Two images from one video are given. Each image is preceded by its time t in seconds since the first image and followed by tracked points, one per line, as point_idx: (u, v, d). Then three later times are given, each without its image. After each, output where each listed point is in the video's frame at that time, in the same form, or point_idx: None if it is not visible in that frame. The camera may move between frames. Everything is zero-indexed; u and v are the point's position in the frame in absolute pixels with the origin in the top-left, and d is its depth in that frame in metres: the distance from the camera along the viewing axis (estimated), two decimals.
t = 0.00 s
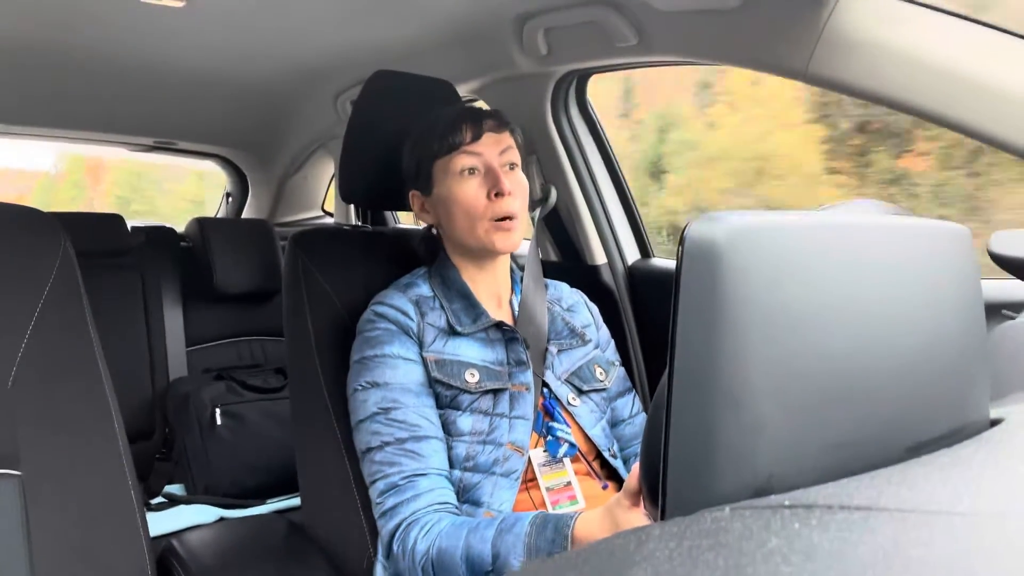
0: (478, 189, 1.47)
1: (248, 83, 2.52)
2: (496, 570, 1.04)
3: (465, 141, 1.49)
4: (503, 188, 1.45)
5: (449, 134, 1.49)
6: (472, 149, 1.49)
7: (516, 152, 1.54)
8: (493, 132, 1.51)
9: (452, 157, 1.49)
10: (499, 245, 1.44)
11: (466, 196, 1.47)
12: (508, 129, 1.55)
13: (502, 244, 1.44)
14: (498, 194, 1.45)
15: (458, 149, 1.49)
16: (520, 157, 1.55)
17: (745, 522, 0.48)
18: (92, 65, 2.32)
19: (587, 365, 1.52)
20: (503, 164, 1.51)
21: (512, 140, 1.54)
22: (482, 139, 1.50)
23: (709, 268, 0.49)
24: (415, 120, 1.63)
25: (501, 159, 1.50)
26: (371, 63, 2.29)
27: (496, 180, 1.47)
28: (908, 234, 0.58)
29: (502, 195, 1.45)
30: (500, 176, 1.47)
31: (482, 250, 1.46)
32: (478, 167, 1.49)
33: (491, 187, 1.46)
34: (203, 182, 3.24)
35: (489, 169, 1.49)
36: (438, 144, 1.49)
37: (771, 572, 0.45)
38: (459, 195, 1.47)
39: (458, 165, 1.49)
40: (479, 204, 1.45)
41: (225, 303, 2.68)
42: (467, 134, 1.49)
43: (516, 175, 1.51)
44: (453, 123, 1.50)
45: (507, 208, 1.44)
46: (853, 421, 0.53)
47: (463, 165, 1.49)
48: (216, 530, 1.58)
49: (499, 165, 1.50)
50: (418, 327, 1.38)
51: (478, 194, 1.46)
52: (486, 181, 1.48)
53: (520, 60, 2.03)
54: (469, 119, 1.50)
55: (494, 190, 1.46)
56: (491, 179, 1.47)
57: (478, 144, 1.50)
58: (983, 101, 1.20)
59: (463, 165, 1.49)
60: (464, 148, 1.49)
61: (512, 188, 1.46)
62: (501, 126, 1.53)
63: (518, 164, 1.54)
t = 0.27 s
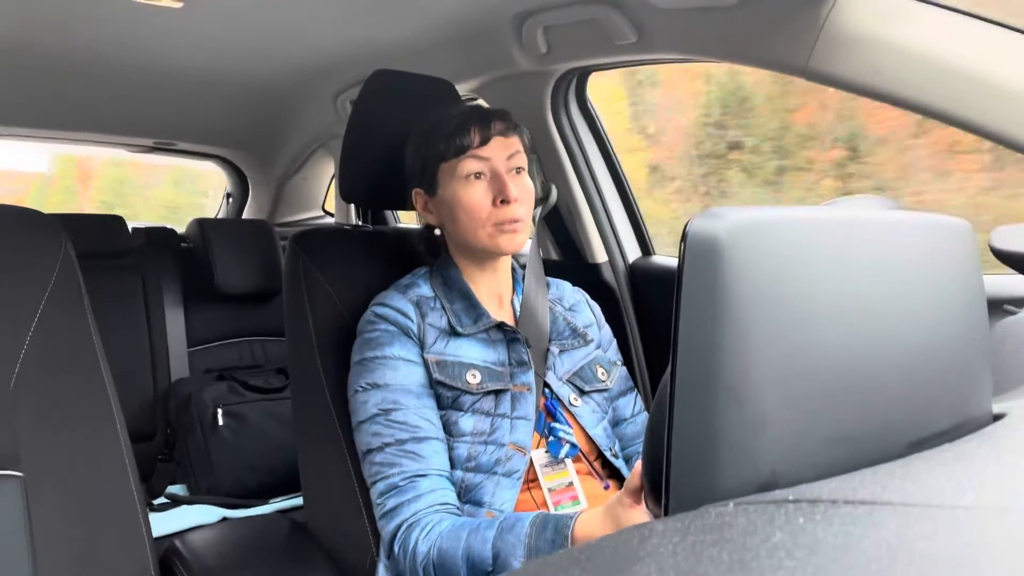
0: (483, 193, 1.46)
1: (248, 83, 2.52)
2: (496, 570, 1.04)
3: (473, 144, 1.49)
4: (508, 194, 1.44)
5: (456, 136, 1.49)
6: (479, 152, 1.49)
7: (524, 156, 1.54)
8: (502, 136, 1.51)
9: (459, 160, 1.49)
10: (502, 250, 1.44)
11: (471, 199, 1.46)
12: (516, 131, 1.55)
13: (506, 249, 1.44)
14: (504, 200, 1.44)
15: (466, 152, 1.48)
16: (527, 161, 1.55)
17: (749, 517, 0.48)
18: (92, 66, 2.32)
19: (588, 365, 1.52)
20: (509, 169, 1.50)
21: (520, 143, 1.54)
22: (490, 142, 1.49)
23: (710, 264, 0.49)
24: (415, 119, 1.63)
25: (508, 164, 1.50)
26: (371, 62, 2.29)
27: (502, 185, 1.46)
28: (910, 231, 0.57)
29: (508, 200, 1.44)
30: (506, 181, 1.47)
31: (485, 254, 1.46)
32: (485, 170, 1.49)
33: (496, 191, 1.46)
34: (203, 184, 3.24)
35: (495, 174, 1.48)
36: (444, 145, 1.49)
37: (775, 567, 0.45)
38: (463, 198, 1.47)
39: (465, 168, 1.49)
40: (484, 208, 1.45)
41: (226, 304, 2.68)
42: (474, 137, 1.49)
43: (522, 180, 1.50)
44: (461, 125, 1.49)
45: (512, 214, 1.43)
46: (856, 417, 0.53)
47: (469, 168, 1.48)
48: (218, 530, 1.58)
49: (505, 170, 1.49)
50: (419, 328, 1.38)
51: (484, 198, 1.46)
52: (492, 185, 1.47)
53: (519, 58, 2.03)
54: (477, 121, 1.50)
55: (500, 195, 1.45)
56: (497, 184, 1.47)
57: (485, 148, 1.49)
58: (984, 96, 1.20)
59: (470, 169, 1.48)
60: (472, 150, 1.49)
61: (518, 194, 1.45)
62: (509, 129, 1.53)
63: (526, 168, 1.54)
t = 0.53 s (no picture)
0: (484, 194, 1.46)
1: (248, 82, 2.52)
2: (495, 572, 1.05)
3: (473, 144, 1.48)
4: (509, 194, 1.44)
5: (456, 136, 1.48)
6: (480, 152, 1.49)
7: (524, 156, 1.53)
8: (502, 136, 1.51)
9: (459, 160, 1.48)
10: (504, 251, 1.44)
11: (472, 200, 1.46)
12: (516, 130, 1.54)
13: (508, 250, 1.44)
14: (505, 200, 1.44)
15: (465, 152, 1.48)
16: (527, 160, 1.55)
17: (746, 517, 0.48)
18: (92, 65, 2.32)
19: (588, 366, 1.52)
20: (510, 168, 1.50)
21: (520, 143, 1.54)
22: (490, 141, 1.49)
23: (709, 264, 0.49)
24: (415, 119, 1.63)
25: (508, 163, 1.50)
26: (371, 62, 2.29)
27: (502, 185, 1.46)
28: (909, 231, 0.58)
29: (509, 201, 1.44)
30: (506, 181, 1.47)
31: (486, 254, 1.46)
32: (485, 171, 1.49)
33: (497, 192, 1.46)
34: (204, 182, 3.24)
35: (496, 174, 1.48)
36: (444, 145, 1.49)
37: (772, 566, 0.45)
38: (464, 199, 1.47)
39: (465, 169, 1.48)
40: (485, 209, 1.45)
41: (225, 303, 2.68)
42: (474, 137, 1.48)
43: (523, 180, 1.50)
44: (461, 125, 1.49)
45: (513, 215, 1.44)
46: (853, 418, 0.53)
47: (469, 168, 1.48)
48: (217, 529, 1.58)
49: (505, 170, 1.49)
50: (418, 328, 1.38)
51: (484, 199, 1.46)
52: (492, 186, 1.47)
53: (520, 58, 2.03)
54: (476, 121, 1.49)
55: (501, 196, 1.45)
56: (497, 184, 1.47)
57: (485, 147, 1.49)
58: (983, 97, 1.21)
59: (470, 169, 1.48)
60: (472, 150, 1.48)
61: (519, 194, 1.45)
62: (509, 128, 1.52)
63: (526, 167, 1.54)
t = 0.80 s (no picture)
0: (486, 196, 1.46)
1: (247, 84, 2.52)
2: (499, 571, 1.04)
3: (476, 145, 1.48)
4: (511, 196, 1.44)
5: (460, 137, 1.48)
6: (482, 154, 1.48)
7: (526, 158, 1.53)
8: (504, 137, 1.50)
9: (461, 161, 1.48)
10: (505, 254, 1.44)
11: (474, 202, 1.46)
12: (519, 132, 1.54)
13: (509, 252, 1.44)
14: (506, 202, 1.44)
15: (469, 153, 1.48)
16: (530, 162, 1.54)
17: (746, 520, 0.48)
18: (91, 67, 2.32)
19: (589, 369, 1.52)
20: (511, 170, 1.50)
21: (522, 144, 1.53)
22: (492, 143, 1.49)
23: (709, 266, 0.49)
24: (415, 122, 1.63)
25: (511, 165, 1.49)
26: (370, 63, 2.29)
27: (504, 186, 1.46)
28: (908, 233, 0.58)
29: (510, 203, 1.44)
30: (508, 182, 1.47)
31: (488, 256, 1.46)
32: (487, 172, 1.48)
33: (499, 194, 1.46)
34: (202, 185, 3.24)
35: (498, 175, 1.48)
36: (446, 146, 1.48)
37: (772, 570, 0.45)
38: (466, 201, 1.47)
39: (467, 171, 1.48)
40: (486, 211, 1.45)
41: (224, 305, 2.68)
42: (477, 138, 1.48)
43: (525, 181, 1.50)
44: (465, 125, 1.48)
45: (513, 217, 1.43)
46: (853, 420, 0.53)
47: (470, 169, 1.48)
48: (216, 531, 1.58)
49: (507, 171, 1.49)
50: (417, 328, 1.38)
51: (486, 201, 1.46)
52: (494, 187, 1.47)
53: (519, 59, 2.03)
54: (480, 122, 1.49)
55: (503, 197, 1.45)
56: (499, 186, 1.47)
57: (488, 149, 1.49)
58: (982, 97, 1.21)
59: (472, 170, 1.48)
60: (474, 152, 1.48)
61: (520, 196, 1.45)
62: (511, 129, 1.52)
63: (529, 169, 1.53)
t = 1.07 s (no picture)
0: (485, 194, 1.46)
1: (248, 81, 2.52)
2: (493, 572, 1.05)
3: (473, 144, 1.48)
4: (510, 193, 1.44)
5: (457, 137, 1.48)
6: (480, 152, 1.48)
7: (525, 155, 1.53)
8: (501, 135, 1.50)
9: (459, 161, 1.48)
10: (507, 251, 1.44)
11: (473, 200, 1.46)
12: (517, 130, 1.54)
13: (511, 248, 1.44)
14: (506, 200, 1.44)
15: (465, 152, 1.48)
16: (528, 159, 1.54)
17: (745, 517, 0.48)
18: (92, 63, 2.32)
19: (590, 367, 1.52)
20: (510, 168, 1.50)
21: (521, 142, 1.53)
22: (489, 141, 1.49)
23: (709, 264, 0.49)
24: (416, 119, 1.63)
25: (509, 162, 1.49)
26: (371, 61, 2.29)
27: (503, 184, 1.46)
28: (908, 230, 0.58)
29: (510, 200, 1.44)
30: (507, 180, 1.47)
31: (489, 254, 1.46)
32: (485, 170, 1.48)
33: (498, 192, 1.45)
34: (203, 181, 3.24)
35: (496, 173, 1.48)
36: (445, 146, 1.49)
37: (771, 566, 0.45)
38: (466, 199, 1.47)
39: (466, 169, 1.48)
40: (486, 209, 1.45)
41: (224, 301, 2.68)
42: (474, 137, 1.48)
43: (524, 177, 1.50)
44: (462, 125, 1.49)
45: (513, 214, 1.43)
46: (852, 418, 0.53)
47: (469, 168, 1.48)
48: (216, 527, 1.58)
49: (506, 168, 1.49)
50: (419, 326, 1.38)
51: (486, 199, 1.45)
52: (493, 185, 1.47)
53: (520, 58, 2.03)
54: (477, 122, 1.50)
55: (502, 195, 1.45)
56: (498, 184, 1.47)
57: (485, 147, 1.49)
58: (980, 98, 1.22)
59: (471, 169, 1.48)
60: (471, 151, 1.48)
61: (519, 193, 1.45)
62: (509, 127, 1.52)
63: (527, 166, 1.53)
